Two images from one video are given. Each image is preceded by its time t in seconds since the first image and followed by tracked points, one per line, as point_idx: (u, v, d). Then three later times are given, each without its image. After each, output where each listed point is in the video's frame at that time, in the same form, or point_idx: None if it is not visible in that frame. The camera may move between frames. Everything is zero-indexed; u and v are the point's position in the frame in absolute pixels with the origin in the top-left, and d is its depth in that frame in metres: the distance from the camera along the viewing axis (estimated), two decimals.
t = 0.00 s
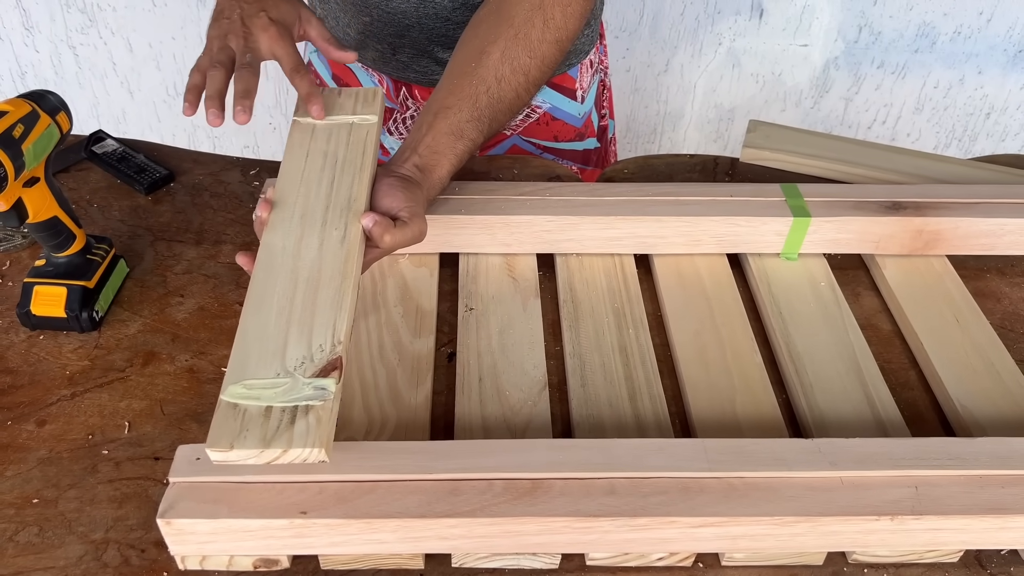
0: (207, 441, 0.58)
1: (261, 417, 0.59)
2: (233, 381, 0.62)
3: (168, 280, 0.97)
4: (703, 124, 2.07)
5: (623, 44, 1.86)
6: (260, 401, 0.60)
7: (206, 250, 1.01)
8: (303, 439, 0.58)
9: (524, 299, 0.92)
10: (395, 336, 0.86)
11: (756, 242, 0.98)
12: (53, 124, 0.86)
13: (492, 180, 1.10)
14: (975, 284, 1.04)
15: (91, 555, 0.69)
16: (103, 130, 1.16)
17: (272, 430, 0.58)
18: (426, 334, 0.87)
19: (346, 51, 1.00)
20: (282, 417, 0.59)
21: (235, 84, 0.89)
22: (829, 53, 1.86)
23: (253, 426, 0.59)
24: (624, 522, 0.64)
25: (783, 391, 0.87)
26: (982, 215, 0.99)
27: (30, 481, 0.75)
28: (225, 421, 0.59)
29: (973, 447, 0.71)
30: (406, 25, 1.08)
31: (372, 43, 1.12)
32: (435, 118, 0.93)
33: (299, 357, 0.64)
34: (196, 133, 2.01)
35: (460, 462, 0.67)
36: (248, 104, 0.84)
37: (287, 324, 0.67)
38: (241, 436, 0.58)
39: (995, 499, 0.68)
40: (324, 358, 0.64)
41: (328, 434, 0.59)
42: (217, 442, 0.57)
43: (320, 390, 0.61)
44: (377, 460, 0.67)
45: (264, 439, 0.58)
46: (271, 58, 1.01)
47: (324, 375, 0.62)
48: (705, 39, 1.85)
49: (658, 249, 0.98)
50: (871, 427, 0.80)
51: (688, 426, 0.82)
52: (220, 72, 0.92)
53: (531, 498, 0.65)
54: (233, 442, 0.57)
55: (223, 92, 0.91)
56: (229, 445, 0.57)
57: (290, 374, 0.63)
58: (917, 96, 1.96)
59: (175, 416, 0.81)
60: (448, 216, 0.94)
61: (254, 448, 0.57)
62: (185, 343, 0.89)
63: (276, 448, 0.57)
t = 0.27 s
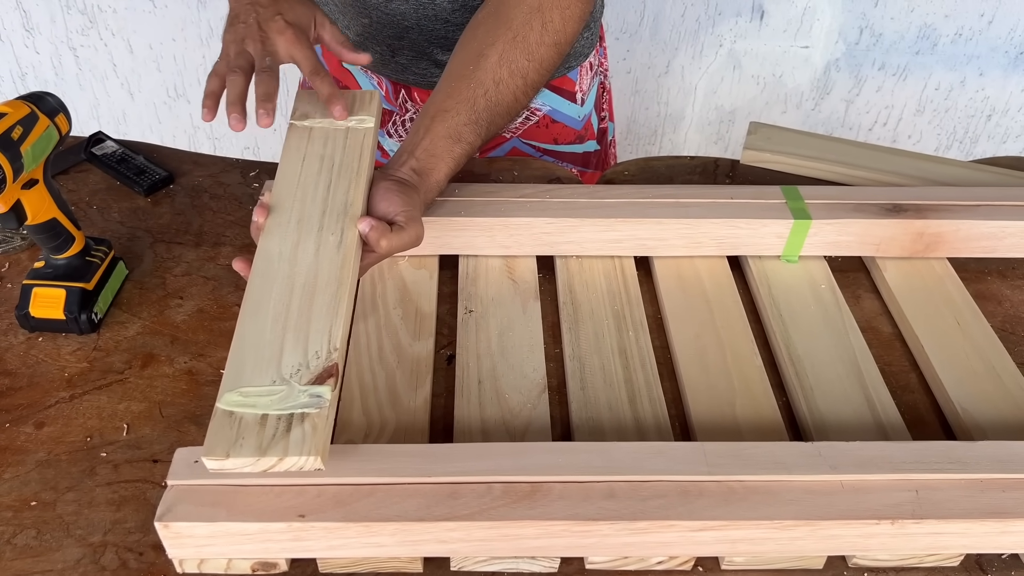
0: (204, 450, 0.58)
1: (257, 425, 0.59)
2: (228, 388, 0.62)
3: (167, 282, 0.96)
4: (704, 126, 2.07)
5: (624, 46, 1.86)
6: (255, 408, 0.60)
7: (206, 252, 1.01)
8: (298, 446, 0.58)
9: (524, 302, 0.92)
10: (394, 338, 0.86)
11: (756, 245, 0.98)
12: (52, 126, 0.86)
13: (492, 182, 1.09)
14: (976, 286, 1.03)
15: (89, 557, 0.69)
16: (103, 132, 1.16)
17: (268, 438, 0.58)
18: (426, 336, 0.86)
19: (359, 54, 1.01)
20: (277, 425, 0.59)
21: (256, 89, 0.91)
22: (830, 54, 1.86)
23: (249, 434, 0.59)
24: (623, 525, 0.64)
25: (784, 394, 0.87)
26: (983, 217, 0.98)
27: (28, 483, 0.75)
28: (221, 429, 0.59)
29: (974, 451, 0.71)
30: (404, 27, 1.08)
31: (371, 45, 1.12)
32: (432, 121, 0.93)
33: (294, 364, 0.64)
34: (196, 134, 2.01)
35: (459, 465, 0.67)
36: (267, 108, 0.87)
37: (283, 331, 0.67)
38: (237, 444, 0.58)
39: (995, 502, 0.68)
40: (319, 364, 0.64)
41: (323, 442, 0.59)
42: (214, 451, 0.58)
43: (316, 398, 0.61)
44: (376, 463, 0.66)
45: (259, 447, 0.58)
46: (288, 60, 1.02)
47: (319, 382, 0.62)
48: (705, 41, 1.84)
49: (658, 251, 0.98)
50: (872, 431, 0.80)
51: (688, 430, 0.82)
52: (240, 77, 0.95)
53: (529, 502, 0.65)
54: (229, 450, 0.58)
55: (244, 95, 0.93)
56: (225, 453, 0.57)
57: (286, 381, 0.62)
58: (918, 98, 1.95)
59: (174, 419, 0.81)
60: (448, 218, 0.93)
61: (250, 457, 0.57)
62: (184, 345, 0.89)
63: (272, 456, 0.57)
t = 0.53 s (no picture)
0: (201, 448, 0.58)
1: (253, 424, 0.59)
2: (226, 388, 0.62)
3: (169, 283, 0.96)
4: (705, 126, 2.07)
5: (625, 46, 1.86)
6: (252, 407, 0.60)
7: (207, 253, 1.01)
8: (295, 445, 0.58)
9: (526, 303, 0.92)
10: (397, 340, 0.86)
11: (758, 246, 0.98)
12: (53, 127, 0.86)
13: (494, 183, 1.09)
14: (979, 288, 1.03)
15: (91, 560, 0.69)
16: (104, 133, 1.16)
17: (264, 437, 0.58)
18: (428, 338, 0.86)
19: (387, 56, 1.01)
20: (274, 424, 0.59)
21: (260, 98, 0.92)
22: (831, 54, 1.86)
23: (246, 433, 0.59)
24: (626, 528, 0.64)
25: (786, 396, 0.87)
26: (986, 218, 0.98)
27: (30, 486, 0.74)
28: (218, 428, 0.59)
29: (977, 453, 0.71)
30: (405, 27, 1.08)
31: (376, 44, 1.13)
32: (432, 121, 0.93)
33: (292, 364, 0.64)
34: (198, 135, 2.01)
35: (461, 468, 0.67)
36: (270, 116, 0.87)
37: (281, 331, 0.67)
38: (233, 443, 0.58)
39: (999, 505, 0.68)
40: (316, 364, 0.64)
41: (320, 441, 0.59)
42: (210, 449, 0.57)
43: (313, 398, 0.61)
44: (378, 466, 0.66)
45: (256, 446, 0.58)
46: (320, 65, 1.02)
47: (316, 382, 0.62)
48: (707, 41, 1.84)
49: (660, 252, 0.98)
50: (875, 433, 0.80)
51: (691, 432, 0.82)
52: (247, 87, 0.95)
53: (532, 504, 0.65)
54: (225, 449, 0.57)
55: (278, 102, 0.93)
56: (221, 452, 0.57)
57: (284, 381, 0.62)
58: (920, 98, 1.95)
59: (176, 421, 0.81)
60: (449, 220, 0.93)
61: (247, 455, 0.57)
62: (186, 346, 0.88)
63: (268, 455, 0.57)
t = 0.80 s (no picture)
0: (211, 456, 0.57)
1: (264, 430, 0.58)
2: (234, 394, 0.62)
3: (169, 284, 0.96)
4: (706, 125, 2.06)
5: (626, 45, 1.85)
6: (263, 413, 0.59)
7: (207, 254, 1.00)
8: (306, 451, 0.57)
9: (527, 304, 0.91)
10: (397, 341, 0.85)
11: (761, 246, 0.97)
12: (52, 128, 0.85)
13: (494, 183, 1.09)
14: (982, 287, 1.03)
15: (91, 564, 0.69)
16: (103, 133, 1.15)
17: (275, 443, 0.57)
18: (429, 339, 0.86)
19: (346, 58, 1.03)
20: (284, 430, 0.58)
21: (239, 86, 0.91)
22: (833, 53, 1.85)
23: (257, 439, 0.58)
24: (629, 531, 0.64)
25: (789, 396, 0.86)
26: (989, 218, 0.98)
27: (29, 489, 0.74)
28: (228, 435, 0.58)
29: (982, 455, 0.70)
30: (407, 25, 1.07)
31: (374, 44, 1.11)
32: (434, 122, 0.92)
33: (300, 368, 0.64)
34: (197, 135, 2.01)
35: (463, 471, 0.66)
36: (250, 109, 0.85)
37: (288, 335, 0.66)
38: (244, 450, 0.57)
39: (1004, 507, 0.67)
40: (325, 369, 0.63)
41: (331, 446, 0.58)
42: (221, 457, 0.57)
43: (323, 402, 0.61)
44: (379, 468, 0.66)
45: (267, 452, 0.57)
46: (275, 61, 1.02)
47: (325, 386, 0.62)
48: (708, 40, 1.84)
49: (662, 252, 0.97)
50: (879, 434, 0.79)
51: (693, 433, 0.81)
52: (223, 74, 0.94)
53: (534, 507, 0.64)
54: (236, 456, 0.57)
55: (228, 94, 0.92)
56: (232, 459, 0.56)
57: (293, 386, 0.62)
58: (921, 97, 1.95)
59: (176, 423, 0.80)
60: (450, 220, 0.93)
61: (258, 462, 0.56)
62: (185, 348, 0.88)
63: (280, 461, 0.56)
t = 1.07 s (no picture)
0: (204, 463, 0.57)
1: (257, 437, 0.58)
2: (227, 399, 0.61)
3: (165, 285, 0.95)
4: (707, 122, 2.05)
5: (626, 41, 1.84)
6: (255, 420, 0.59)
7: (204, 254, 1.00)
8: (299, 459, 0.57)
9: (527, 304, 0.90)
10: (396, 342, 0.84)
11: (762, 245, 0.97)
12: (46, 128, 0.84)
13: (493, 181, 1.08)
14: (986, 286, 1.02)
15: (87, 569, 0.68)
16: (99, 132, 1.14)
17: (268, 450, 0.57)
18: (428, 340, 0.85)
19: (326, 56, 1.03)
20: (277, 437, 0.58)
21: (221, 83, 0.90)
22: (834, 49, 1.84)
23: (249, 447, 0.57)
24: (630, 535, 0.63)
25: (791, 397, 0.86)
26: (993, 216, 0.97)
27: (24, 493, 0.73)
28: (221, 442, 0.58)
29: (986, 457, 0.69)
30: (405, 23, 1.06)
31: (371, 42, 1.09)
32: (431, 122, 0.91)
33: (294, 374, 0.63)
34: (195, 133, 1.99)
35: (462, 474, 0.65)
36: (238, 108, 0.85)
37: (282, 340, 0.65)
38: (237, 457, 0.57)
39: (1009, 510, 0.67)
40: (319, 375, 0.62)
41: (325, 453, 0.58)
42: (213, 464, 0.56)
43: (316, 408, 0.60)
44: (377, 472, 0.65)
45: (260, 460, 0.57)
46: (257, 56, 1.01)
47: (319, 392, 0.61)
48: (708, 36, 1.82)
49: (663, 252, 0.97)
50: (882, 436, 0.78)
51: (695, 435, 0.81)
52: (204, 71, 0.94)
53: (535, 511, 0.64)
54: (229, 464, 0.56)
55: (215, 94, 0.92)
56: (225, 467, 0.56)
57: (286, 391, 0.61)
58: (923, 93, 1.94)
59: (173, 425, 0.80)
60: (449, 220, 0.92)
61: (250, 470, 0.56)
62: (182, 349, 0.87)
63: (273, 469, 0.56)
